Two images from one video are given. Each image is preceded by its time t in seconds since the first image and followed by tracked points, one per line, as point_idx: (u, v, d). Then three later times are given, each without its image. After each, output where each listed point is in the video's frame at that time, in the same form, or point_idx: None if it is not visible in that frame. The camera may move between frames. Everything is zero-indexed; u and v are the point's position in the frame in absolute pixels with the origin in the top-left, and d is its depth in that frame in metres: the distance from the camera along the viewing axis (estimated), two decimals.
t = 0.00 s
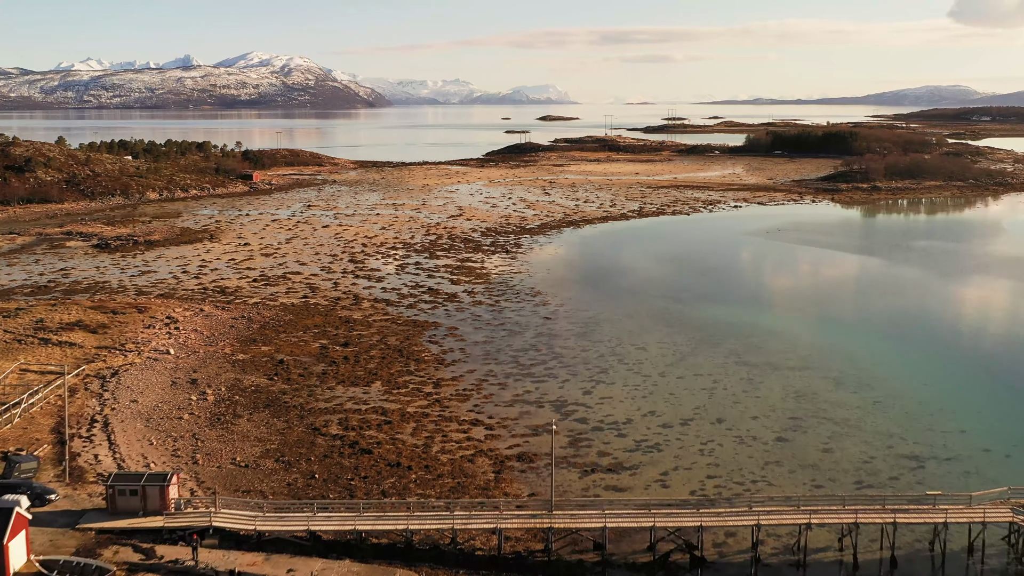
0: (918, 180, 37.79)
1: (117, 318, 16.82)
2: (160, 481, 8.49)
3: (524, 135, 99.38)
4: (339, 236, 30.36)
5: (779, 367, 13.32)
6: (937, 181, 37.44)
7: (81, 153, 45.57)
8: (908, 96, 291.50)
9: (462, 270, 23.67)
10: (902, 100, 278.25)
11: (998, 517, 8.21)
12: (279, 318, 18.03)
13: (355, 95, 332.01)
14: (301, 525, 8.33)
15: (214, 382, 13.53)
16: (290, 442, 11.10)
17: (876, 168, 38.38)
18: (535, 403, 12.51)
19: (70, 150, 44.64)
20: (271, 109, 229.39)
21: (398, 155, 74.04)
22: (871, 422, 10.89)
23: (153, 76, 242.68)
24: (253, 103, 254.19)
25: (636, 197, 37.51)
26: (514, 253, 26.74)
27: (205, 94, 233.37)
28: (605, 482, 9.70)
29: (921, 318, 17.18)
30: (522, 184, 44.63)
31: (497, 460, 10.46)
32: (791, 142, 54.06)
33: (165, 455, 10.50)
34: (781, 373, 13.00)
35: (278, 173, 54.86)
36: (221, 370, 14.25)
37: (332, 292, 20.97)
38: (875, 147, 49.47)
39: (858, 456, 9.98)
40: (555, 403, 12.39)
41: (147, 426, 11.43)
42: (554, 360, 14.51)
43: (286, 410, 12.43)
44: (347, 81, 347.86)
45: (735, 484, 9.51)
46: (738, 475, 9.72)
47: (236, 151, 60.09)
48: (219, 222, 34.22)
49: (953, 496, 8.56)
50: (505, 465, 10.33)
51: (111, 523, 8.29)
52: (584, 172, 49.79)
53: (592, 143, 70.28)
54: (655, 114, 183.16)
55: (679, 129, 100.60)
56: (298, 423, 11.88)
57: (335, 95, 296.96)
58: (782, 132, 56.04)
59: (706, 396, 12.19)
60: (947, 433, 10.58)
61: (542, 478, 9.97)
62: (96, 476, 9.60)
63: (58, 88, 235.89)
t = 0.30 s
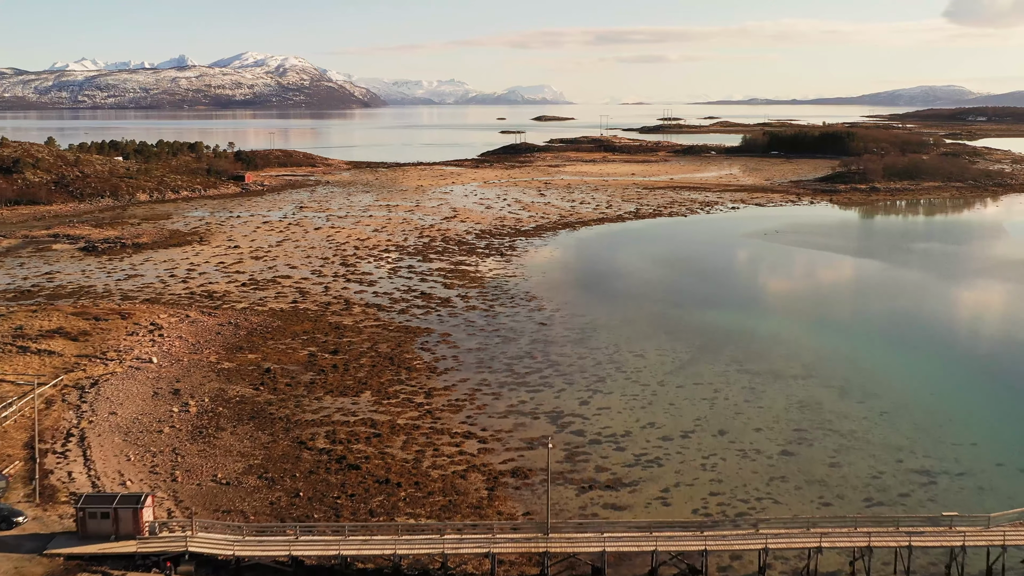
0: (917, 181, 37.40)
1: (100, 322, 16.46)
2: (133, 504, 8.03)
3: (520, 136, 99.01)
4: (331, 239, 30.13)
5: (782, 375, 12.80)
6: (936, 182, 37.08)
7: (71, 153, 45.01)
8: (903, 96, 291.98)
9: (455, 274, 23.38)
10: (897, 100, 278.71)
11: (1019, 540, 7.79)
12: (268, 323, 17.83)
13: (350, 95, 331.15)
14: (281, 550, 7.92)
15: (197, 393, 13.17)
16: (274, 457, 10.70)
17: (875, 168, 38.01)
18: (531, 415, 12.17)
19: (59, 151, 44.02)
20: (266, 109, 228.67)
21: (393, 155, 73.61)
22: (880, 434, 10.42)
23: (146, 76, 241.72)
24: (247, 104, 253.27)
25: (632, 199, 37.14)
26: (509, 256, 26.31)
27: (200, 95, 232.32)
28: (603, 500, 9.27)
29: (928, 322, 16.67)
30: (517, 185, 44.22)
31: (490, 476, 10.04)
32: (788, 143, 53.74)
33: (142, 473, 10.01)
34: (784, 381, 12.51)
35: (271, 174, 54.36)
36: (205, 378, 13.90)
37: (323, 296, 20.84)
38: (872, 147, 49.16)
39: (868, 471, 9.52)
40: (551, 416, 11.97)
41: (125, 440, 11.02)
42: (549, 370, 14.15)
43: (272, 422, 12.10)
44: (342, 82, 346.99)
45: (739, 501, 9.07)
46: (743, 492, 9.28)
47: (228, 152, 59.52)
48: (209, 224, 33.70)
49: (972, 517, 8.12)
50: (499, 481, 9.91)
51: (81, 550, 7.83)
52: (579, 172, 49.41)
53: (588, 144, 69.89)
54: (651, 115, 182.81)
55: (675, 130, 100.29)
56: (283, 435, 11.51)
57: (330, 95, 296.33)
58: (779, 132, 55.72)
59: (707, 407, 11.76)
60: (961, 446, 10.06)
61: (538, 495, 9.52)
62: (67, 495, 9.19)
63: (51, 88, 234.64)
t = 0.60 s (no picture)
0: (915, 181, 37.08)
1: (80, 330, 16.56)
2: (104, 530, 7.56)
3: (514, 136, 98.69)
4: (322, 242, 30.09)
5: (784, 382, 12.33)
6: (934, 183, 36.78)
7: (60, 154, 44.43)
8: (896, 96, 292.98)
9: (447, 278, 23.49)
10: (890, 100, 279.46)
11: None
12: (256, 329, 18.42)
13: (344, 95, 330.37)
14: None
15: (178, 404, 13.20)
16: (256, 472, 10.39)
17: (872, 168, 37.71)
18: (526, 427, 11.86)
19: (48, 151, 43.44)
20: (260, 109, 228.06)
21: (386, 155, 73.28)
22: (890, 445, 9.96)
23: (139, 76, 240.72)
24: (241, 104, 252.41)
25: (628, 199, 36.80)
26: (503, 259, 26.01)
27: (193, 95, 231.32)
28: (601, 520, 8.85)
29: (932, 323, 16.18)
30: (511, 186, 43.86)
31: (482, 493, 9.66)
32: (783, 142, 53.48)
33: (118, 492, 9.68)
34: (787, 389, 12.04)
35: (263, 175, 53.96)
36: (188, 389, 14.06)
37: (312, 301, 21.45)
38: (867, 148, 48.92)
39: (878, 486, 9.07)
40: (546, 430, 11.58)
41: (101, 454, 10.71)
42: (544, 380, 13.83)
43: (256, 434, 12.15)
44: (336, 82, 346.56)
45: (743, 520, 8.65)
46: (749, 510, 8.84)
47: (220, 153, 59.03)
48: (198, 226, 33.21)
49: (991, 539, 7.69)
50: (492, 498, 9.52)
51: None
52: (573, 172, 49.15)
53: (583, 144, 69.62)
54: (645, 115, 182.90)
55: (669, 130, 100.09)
56: (267, 450, 11.53)
57: (324, 95, 295.72)
58: (774, 133, 55.49)
59: (708, 419, 11.31)
60: (977, 455, 9.56)
61: (532, 514, 9.12)
62: (37, 514, 8.89)
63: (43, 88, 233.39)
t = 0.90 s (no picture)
0: (911, 181, 36.82)
1: (58, 340, 16.83)
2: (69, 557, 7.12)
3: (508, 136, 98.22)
4: (312, 244, 29.67)
5: (785, 390, 11.91)
6: (930, 183, 36.50)
7: (47, 155, 43.78)
8: (888, 96, 293.77)
9: (439, 282, 23.41)
10: (883, 100, 280.17)
11: None
12: (242, 338, 18.65)
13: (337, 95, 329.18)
14: None
15: (157, 417, 13.41)
16: (237, 489, 10.50)
17: (867, 169, 37.43)
18: (518, 440, 11.55)
19: (34, 152, 42.81)
20: (253, 110, 226.87)
21: (379, 155, 72.89)
22: (899, 457, 9.50)
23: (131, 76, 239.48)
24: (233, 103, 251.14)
25: (622, 200, 36.45)
26: (495, 262, 25.70)
27: (185, 95, 230.10)
28: (597, 542, 8.43)
29: (935, 326, 15.73)
30: (504, 187, 43.48)
31: (473, 512, 9.37)
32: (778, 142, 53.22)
33: (89, 513, 9.73)
34: (789, 398, 11.61)
35: (254, 176, 53.42)
36: (169, 401, 14.26)
37: (300, 306, 21.55)
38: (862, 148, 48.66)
39: (888, 502, 8.62)
40: (540, 445, 11.22)
41: (73, 472, 10.91)
42: (538, 390, 13.51)
43: (236, 448, 12.23)
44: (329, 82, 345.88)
45: (747, 542, 8.22)
46: (753, 530, 8.42)
47: (210, 153, 58.48)
48: (186, 228, 32.70)
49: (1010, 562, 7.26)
50: (483, 517, 9.22)
51: None
52: (566, 173, 48.79)
53: (576, 144, 69.33)
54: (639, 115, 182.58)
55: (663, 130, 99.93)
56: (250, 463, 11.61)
57: (317, 95, 294.94)
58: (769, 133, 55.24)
59: (707, 431, 10.89)
60: (991, 468, 9.08)
61: (525, 535, 8.78)
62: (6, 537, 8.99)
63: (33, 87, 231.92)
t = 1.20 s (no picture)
0: (899, 182, 36.71)
1: (26, 347, 16.57)
2: None
3: (495, 137, 97.67)
4: (293, 247, 29.09)
5: (778, 400, 11.54)
6: (917, 184, 36.37)
7: (22, 155, 42.81)
8: (872, 96, 295.79)
9: (423, 287, 23.07)
10: (866, 101, 281.62)
11: None
12: (218, 344, 18.38)
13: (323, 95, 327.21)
14: None
15: (126, 431, 13.24)
16: (205, 510, 10.37)
17: (855, 170, 37.27)
18: (503, 454, 11.18)
19: (10, 153, 41.86)
20: (237, 110, 225.01)
21: (364, 155, 72.22)
22: (899, 471, 9.12)
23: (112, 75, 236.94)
24: (216, 104, 248.83)
25: (609, 201, 36.13)
26: (480, 265, 25.30)
27: (168, 95, 227.95)
28: (586, 565, 8.01)
29: (930, 332, 15.40)
30: (489, 188, 43.02)
31: (455, 533, 9.08)
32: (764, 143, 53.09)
33: (48, 537, 9.57)
34: (782, 407, 11.23)
35: (236, 177, 52.63)
36: (139, 414, 14.06)
37: (280, 311, 21.06)
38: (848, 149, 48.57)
39: (890, 520, 8.25)
40: (526, 460, 10.85)
41: (35, 492, 10.78)
42: (523, 401, 13.17)
43: (208, 465, 11.96)
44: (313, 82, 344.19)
45: (743, 564, 7.82)
46: (749, 551, 8.01)
47: (191, 154, 57.60)
48: (165, 230, 32.03)
49: None
50: (465, 539, 8.92)
51: None
52: (553, 174, 48.40)
53: (562, 144, 69.00)
54: (626, 115, 182.68)
55: (649, 130, 99.76)
56: (222, 480, 11.39)
57: (302, 96, 293.33)
58: (755, 133, 55.11)
59: (699, 443, 10.48)
60: (995, 484, 8.74)
61: (509, 559, 8.45)
62: None
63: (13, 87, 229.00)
